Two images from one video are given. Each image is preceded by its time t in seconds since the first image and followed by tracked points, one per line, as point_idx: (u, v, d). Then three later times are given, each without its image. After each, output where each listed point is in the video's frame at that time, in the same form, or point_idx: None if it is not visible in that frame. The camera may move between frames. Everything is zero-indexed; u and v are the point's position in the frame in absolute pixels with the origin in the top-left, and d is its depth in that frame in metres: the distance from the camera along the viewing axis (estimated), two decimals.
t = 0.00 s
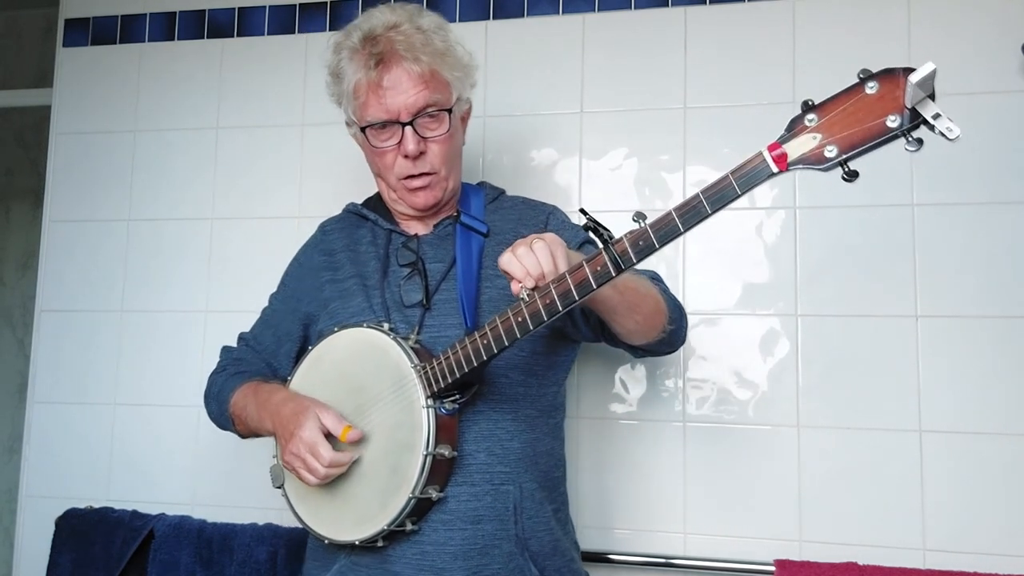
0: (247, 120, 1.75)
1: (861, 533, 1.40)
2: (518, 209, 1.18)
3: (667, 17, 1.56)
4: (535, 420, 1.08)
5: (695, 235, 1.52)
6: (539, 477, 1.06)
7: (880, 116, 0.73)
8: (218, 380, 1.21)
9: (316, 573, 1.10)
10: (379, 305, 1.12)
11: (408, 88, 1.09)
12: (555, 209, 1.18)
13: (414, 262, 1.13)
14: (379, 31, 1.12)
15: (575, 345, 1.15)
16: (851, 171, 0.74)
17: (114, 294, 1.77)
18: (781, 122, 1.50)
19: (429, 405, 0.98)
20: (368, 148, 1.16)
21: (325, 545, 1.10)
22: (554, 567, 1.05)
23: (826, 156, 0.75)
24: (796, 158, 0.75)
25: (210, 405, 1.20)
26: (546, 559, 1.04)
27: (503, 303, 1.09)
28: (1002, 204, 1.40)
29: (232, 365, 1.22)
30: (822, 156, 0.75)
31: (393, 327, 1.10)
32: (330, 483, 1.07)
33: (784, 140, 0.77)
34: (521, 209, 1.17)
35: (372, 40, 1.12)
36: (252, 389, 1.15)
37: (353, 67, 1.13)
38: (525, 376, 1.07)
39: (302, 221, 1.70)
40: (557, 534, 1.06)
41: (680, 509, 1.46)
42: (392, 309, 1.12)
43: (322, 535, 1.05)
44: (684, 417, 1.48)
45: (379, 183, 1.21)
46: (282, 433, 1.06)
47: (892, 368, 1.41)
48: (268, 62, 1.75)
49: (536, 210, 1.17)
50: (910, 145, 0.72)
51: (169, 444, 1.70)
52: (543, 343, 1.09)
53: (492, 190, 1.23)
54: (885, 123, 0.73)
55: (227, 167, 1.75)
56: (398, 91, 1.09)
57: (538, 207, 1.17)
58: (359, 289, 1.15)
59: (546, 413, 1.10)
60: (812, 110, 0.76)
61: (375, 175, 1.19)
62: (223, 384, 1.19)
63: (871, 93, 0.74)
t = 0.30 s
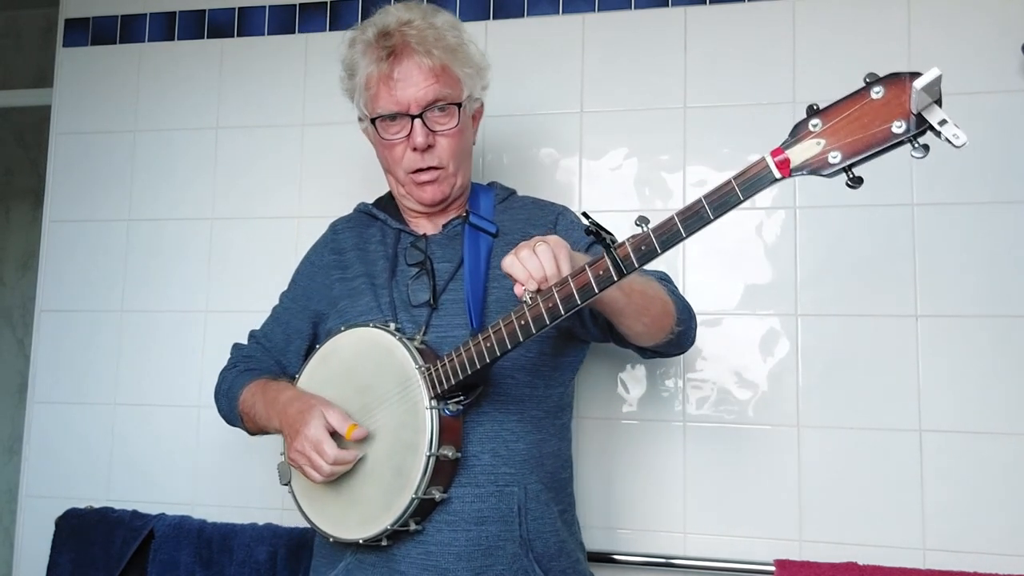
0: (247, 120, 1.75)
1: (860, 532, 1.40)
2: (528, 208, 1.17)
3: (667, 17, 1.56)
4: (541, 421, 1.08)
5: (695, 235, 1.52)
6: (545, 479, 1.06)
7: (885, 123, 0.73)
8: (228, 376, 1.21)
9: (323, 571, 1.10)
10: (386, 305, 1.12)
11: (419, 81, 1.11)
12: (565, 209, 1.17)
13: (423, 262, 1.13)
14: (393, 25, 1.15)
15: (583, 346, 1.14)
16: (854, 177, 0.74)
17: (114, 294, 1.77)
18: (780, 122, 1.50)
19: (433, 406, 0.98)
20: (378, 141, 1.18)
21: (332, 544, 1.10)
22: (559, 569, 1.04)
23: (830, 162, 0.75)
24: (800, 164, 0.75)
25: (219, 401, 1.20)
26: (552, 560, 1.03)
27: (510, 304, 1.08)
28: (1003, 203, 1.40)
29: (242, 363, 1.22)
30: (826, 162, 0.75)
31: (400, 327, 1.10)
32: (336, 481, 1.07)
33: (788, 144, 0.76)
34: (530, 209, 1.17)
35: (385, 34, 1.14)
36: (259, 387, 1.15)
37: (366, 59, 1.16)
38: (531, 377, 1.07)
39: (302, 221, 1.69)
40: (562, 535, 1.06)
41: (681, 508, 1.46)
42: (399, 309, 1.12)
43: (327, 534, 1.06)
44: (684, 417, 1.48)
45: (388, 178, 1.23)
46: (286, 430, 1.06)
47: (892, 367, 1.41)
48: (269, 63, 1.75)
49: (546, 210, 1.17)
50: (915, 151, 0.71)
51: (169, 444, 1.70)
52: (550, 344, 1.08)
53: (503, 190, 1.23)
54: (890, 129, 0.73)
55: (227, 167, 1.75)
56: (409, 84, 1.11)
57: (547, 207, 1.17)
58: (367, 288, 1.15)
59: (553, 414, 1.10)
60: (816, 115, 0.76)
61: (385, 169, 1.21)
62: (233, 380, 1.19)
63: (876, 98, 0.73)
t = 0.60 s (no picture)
0: (246, 120, 1.75)
1: (860, 532, 1.40)
2: (530, 211, 1.17)
3: (666, 17, 1.56)
4: (542, 418, 1.08)
5: (695, 235, 1.51)
6: (544, 476, 1.06)
7: (875, 102, 0.71)
8: (230, 375, 1.21)
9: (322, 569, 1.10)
10: (386, 302, 1.13)
11: (422, 76, 1.14)
12: (567, 213, 1.17)
13: (423, 260, 1.13)
14: (399, 25, 1.19)
15: (582, 346, 1.15)
16: (846, 157, 0.72)
17: (113, 294, 1.77)
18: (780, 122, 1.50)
19: (430, 398, 0.98)
20: (381, 138, 1.19)
21: (331, 542, 1.10)
22: (559, 568, 1.04)
23: (821, 142, 0.74)
24: (790, 144, 0.74)
25: (220, 401, 1.20)
26: (551, 558, 1.03)
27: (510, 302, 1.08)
28: (1003, 203, 1.40)
29: (243, 362, 1.22)
30: (817, 142, 0.73)
31: (399, 323, 1.10)
32: (335, 475, 1.07)
33: (780, 126, 0.75)
34: (532, 212, 1.17)
35: (391, 33, 1.18)
36: (260, 383, 1.15)
37: (371, 58, 1.19)
38: (532, 374, 1.07)
39: (302, 221, 1.69)
40: (562, 534, 1.06)
41: (681, 508, 1.46)
42: (399, 306, 1.12)
43: (326, 529, 1.05)
44: (685, 417, 1.48)
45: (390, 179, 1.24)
46: (285, 420, 1.05)
47: (892, 368, 1.41)
48: (269, 63, 1.75)
49: (547, 212, 1.16)
50: (906, 130, 0.70)
51: (169, 444, 1.70)
52: (551, 342, 1.08)
53: (504, 195, 1.22)
54: (881, 108, 0.71)
55: (227, 167, 1.75)
56: (412, 79, 1.14)
57: (549, 210, 1.17)
58: (368, 287, 1.16)
59: (553, 411, 1.10)
60: (807, 97, 0.74)
61: (387, 168, 1.22)
62: (234, 379, 1.19)
63: (866, 78, 0.72)
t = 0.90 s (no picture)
0: (246, 120, 1.75)
1: (860, 532, 1.40)
2: (526, 213, 1.17)
3: (666, 17, 1.56)
4: (538, 416, 1.08)
5: (695, 235, 1.51)
6: (539, 474, 1.06)
7: (864, 91, 0.72)
8: (224, 375, 1.21)
9: (316, 569, 1.09)
10: (381, 300, 1.13)
11: (421, 72, 1.15)
12: (561, 213, 1.18)
13: (419, 259, 1.14)
14: (398, 22, 1.20)
15: (579, 345, 1.17)
16: (835, 146, 0.74)
17: (113, 294, 1.77)
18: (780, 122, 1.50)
19: (425, 392, 0.98)
20: (378, 134, 1.19)
21: (326, 541, 1.10)
22: (554, 567, 1.04)
23: (811, 131, 0.75)
24: (781, 133, 0.75)
25: (215, 402, 1.21)
26: (546, 557, 1.03)
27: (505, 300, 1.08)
28: (1003, 203, 1.40)
29: (238, 363, 1.22)
30: (807, 131, 0.75)
31: (394, 321, 1.10)
32: (329, 470, 1.06)
33: (771, 115, 0.76)
34: (528, 214, 1.17)
35: (390, 30, 1.19)
36: (255, 382, 1.14)
37: (370, 54, 1.20)
38: (527, 372, 1.08)
39: (302, 221, 1.69)
40: (557, 532, 1.06)
41: (680, 508, 1.46)
42: (395, 304, 1.12)
43: (320, 527, 1.04)
44: (685, 417, 1.48)
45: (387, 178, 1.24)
46: (280, 413, 1.06)
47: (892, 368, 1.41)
48: (269, 63, 1.75)
49: (541, 214, 1.17)
50: (895, 119, 0.71)
51: (169, 443, 1.70)
52: (546, 341, 1.09)
53: (499, 198, 1.21)
54: (870, 97, 0.72)
55: (227, 167, 1.75)
56: (411, 74, 1.15)
57: (544, 212, 1.17)
58: (364, 286, 1.15)
59: (550, 409, 1.10)
60: (797, 87, 0.76)
61: (384, 165, 1.22)
62: (229, 379, 1.20)
63: (855, 68, 0.73)
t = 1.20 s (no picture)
0: (246, 120, 1.75)
1: (860, 533, 1.40)
2: (518, 212, 1.17)
3: (666, 17, 1.56)
4: (530, 416, 1.08)
5: (695, 235, 1.51)
6: (531, 474, 1.06)
7: (855, 96, 0.74)
8: (216, 376, 1.21)
9: (308, 569, 1.09)
10: (373, 301, 1.13)
11: (414, 69, 1.15)
12: (554, 213, 1.18)
13: (411, 259, 1.13)
14: (391, 20, 1.20)
15: (571, 347, 1.17)
16: (826, 150, 0.75)
17: (113, 295, 1.77)
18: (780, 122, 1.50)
19: (416, 393, 0.98)
20: (370, 131, 1.19)
21: (318, 541, 1.10)
22: (546, 566, 1.04)
23: (802, 135, 0.76)
24: (772, 137, 0.76)
25: (207, 402, 1.21)
26: (538, 557, 1.03)
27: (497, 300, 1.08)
28: (1003, 203, 1.40)
29: (230, 363, 1.22)
30: (798, 136, 0.76)
31: (386, 321, 1.10)
32: (321, 469, 1.07)
33: (761, 119, 0.77)
34: (520, 213, 1.17)
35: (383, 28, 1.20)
36: (248, 381, 1.15)
37: (362, 51, 1.20)
38: (519, 372, 1.08)
39: (302, 221, 1.69)
40: (550, 532, 1.06)
41: (680, 508, 1.46)
42: (386, 305, 1.12)
43: (311, 526, 1.04)
44: (685, 418, 1.48)
45: (378, 175, 1.24)
46: (273, 410, 1.06)
47: (892, 368, 1.41)
48: (269, 63, 1.75)
49: (533, 213, 1.18)
50: (885, 123, 0.72)
51: (169, 444, 1.70)
52: (538, 341, 1.10)
53: (491, 196, 1.22)
54: (860, 101, 0.74)
55: (226, 167, 1.75)
56: (404, 71, 1.15)
57: (536, 212, 1.17)
58: (356, 287, 1.15)
59: (542, 410, 1.11)
60: (788, 91, 0.77)
61: (375, 162, 1.22)
62: (221, 379, 1.20)
63: (846, 73, 0.74)
